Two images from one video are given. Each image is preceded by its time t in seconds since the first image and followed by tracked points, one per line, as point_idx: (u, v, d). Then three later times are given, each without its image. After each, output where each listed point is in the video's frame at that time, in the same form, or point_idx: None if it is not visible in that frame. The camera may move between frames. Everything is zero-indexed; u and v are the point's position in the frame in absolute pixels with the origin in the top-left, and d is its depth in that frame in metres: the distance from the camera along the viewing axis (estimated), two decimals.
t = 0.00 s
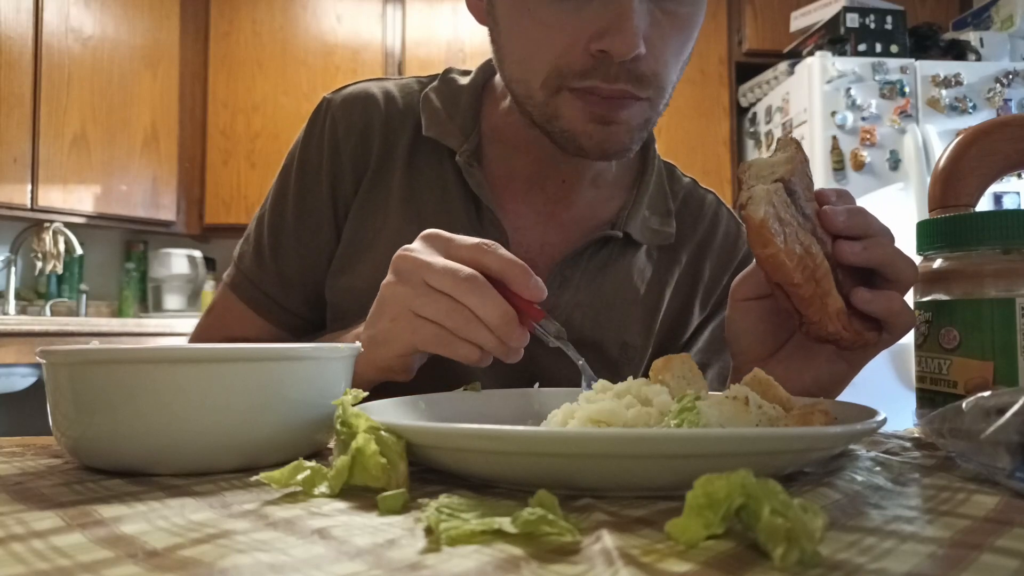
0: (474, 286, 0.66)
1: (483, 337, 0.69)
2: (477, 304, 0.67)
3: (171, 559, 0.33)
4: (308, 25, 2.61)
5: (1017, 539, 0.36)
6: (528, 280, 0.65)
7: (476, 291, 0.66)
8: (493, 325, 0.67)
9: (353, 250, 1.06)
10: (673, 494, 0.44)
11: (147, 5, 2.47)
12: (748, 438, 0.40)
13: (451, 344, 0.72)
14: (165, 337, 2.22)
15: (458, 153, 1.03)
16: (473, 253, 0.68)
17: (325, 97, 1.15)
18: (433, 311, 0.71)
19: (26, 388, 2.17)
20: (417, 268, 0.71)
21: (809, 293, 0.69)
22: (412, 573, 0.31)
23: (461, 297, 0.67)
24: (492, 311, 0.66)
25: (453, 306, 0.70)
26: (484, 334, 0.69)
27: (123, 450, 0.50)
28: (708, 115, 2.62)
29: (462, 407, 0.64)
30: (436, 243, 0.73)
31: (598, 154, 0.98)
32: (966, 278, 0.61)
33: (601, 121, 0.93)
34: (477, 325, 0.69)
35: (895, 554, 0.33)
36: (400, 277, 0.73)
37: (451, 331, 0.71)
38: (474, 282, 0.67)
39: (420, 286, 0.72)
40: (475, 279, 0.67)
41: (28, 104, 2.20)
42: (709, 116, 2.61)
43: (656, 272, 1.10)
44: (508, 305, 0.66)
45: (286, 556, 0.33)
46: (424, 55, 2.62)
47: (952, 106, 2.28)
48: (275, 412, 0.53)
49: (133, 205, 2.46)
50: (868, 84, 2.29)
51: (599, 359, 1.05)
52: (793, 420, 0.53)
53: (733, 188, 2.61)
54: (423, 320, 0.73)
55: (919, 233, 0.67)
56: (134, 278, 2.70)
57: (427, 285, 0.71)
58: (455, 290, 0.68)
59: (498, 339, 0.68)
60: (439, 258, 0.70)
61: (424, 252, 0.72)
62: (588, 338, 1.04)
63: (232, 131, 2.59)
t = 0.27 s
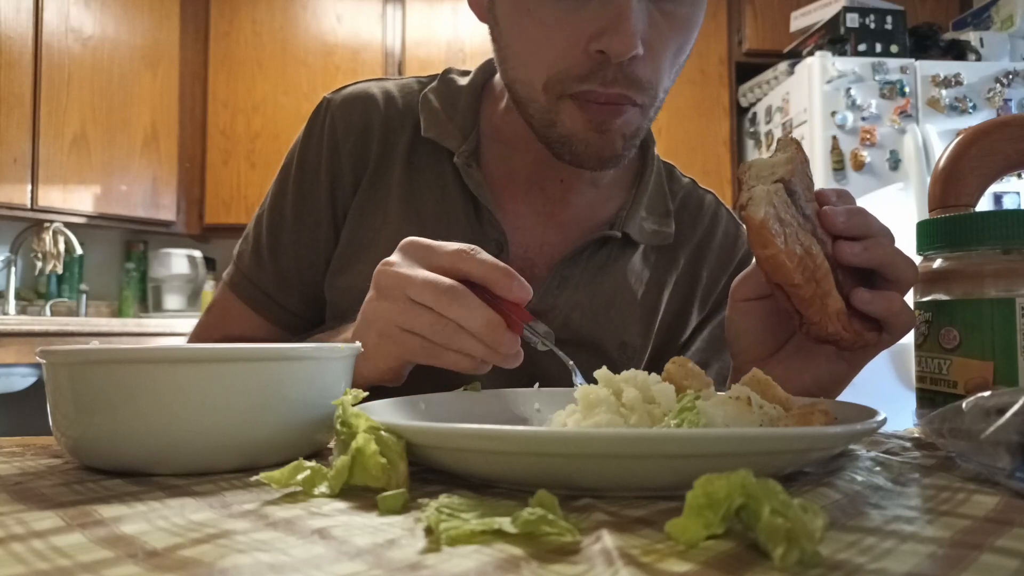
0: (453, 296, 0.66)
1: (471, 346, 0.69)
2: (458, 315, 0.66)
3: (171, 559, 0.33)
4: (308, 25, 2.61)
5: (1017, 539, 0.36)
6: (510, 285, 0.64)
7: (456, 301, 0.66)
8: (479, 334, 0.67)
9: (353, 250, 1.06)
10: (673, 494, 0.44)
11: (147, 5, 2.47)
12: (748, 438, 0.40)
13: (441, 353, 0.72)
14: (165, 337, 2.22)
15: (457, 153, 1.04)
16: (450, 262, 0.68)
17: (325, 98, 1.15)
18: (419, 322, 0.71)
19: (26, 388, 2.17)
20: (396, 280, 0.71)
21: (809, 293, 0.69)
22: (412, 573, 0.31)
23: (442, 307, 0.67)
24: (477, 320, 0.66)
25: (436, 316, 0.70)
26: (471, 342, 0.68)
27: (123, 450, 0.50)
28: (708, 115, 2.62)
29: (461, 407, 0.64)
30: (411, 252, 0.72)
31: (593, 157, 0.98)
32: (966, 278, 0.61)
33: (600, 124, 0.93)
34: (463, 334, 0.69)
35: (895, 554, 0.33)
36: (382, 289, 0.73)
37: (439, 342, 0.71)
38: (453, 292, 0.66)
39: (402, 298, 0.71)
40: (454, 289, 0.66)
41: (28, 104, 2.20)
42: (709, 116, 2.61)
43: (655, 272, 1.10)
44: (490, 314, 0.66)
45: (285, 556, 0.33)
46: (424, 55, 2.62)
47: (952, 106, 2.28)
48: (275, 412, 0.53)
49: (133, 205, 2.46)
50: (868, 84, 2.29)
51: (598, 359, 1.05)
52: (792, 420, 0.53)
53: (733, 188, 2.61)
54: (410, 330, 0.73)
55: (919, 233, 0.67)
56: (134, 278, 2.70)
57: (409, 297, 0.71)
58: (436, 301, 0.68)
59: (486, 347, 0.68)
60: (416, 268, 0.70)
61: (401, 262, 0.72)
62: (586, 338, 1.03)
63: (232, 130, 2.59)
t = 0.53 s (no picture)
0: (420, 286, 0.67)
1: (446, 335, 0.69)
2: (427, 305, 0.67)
3: (171, 559, 0.33)
4: (308, 25, 2.61)
5: (1017, 539, 0.36)
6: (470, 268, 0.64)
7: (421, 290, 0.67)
8: (451, 321, 0.67)
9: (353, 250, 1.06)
10: (673, 494, 0.44)
11: (147, 5, 2.47)
12: (747, 439, 0.40)
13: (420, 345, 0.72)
14: (165, 337, 2.22)
15: (457, 153, 1.03)
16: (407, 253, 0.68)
17: (324, 99, 1.15)
18: (391, 318, 0.71)
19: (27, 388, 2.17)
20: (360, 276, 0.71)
21: (809, 294, 0.69)
22: (412, 573, 0.31)
23: (412, 299, 0.68)
24: (446, 306, 0.66)
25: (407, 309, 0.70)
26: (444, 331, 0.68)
27: (123, 450, 0.50)
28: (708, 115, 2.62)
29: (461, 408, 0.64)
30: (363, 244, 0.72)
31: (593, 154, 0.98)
32: (966, 278, 0.61)
33: (599, 119, 0.93)
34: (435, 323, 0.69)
35: (895, 554, 0.33)
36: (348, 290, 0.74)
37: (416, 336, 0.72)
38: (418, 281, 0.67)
39: (369, 295, 0.71)
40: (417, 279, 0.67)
41: (28, 104, 2.20)
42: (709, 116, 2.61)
43: (654, 272, 1.10)
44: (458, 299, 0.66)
45: (286, 557, 0.33)
46: (424, 55, 2.62)
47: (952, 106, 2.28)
48: (275, 413, 0.53)
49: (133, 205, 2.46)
50: (868, 84, 2.29)
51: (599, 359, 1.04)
52: (793, 420, 0.53)
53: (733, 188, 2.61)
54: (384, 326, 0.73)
55: (919, 233, 0.67)
56: (134, 278, 2.70)
57: (375, 292, 0.71)
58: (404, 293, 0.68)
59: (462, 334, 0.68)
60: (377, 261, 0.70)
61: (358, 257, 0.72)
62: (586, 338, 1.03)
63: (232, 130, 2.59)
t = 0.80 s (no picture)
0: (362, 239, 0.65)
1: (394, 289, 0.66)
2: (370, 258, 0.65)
3: (171, 559, 0.33)
4: (308, 25, 2.61)
5: (1017, 539, 0.36)
6: (408, 218, 0.63)
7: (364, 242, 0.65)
8: (396, 275, 0.65)
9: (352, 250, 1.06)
10: (674, 494, 0.44)
11: (147, 5, 2.46)
12: (747, 438, 0.40)
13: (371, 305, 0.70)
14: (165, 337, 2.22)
15: (454, 155, 1.03)
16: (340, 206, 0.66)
17: (323, 99, 1.16)
18: (337, 277, 0.69)
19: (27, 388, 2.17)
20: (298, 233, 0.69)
21: (810, 295, 0.69)
22: (412, 573, 0.31)
23: (355, 253, 0.66)
24: (386, 259, 0.64)
25: (353, 265, 0.68)
26: (391, 286, 0.66)
27: (123, 450, 0.50)
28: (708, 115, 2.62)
29: (461, 408, 0.64)
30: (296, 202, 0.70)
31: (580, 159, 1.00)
32: (966, 278, 0.61)
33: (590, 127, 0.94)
34: (381, 278, 0.67)
35: (895, 554, 0.33)
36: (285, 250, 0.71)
37: (365, 293, 0.69)
38: (358, 234, 0.65)
39: (308, 252, 0.69)
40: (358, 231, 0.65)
41: (28, 104, 2.20)
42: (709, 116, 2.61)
43: (653, 273, 1.10)
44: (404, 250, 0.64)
45: (285, 556, 0.33)
46: (424, 55, 2.62)
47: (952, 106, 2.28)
48: (276, 412, 0.53)
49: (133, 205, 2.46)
50: (868, 84, 2.29)
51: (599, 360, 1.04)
52: (793, 420, 0.53)
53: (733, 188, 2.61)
54: (332, 288, 0.71)
55: (919, 233, 0.67)
56: (134, 278, 2.70)
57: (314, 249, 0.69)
58: (346, 247, 0.66)
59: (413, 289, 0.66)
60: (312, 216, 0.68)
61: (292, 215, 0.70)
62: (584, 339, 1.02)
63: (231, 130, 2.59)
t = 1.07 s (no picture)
0: (283, 127, 0.66)
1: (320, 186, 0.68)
2: (296, 149, 0.66)
3: (171, 559, 0.33)
4: (308, 25, 2.60)
5: (1017, 539, 0.36)
6: (337, 103, 0.65)
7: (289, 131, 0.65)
8: (327, 164, 0.66)
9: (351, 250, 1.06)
10: (674, 494, 0.44)
11: (147, 5, 2.46)
12: (748, 439, 0.40)
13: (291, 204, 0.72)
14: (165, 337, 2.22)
15: (447, 157, 1.02)
16: (254, 88, 0.66)
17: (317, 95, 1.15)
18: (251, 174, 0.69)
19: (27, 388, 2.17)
20: (204, 122, 0.68)
21: (812, 301, 0.69)
22: (412, 573, 0.31)
23: (276, 145, 0.66)
24: (315, 149, 0.66)
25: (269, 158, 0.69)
26: (326, 180, 0.68)
27: (124, 449, 0.50)
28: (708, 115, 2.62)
29: (461, 408, 0.64)
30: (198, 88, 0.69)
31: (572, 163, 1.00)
32: (965, 278, 0.61)
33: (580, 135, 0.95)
34: (306, 169, 0.68)
35: (895, 554, 0.33)
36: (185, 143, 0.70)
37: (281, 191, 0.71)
38: (280, 121, 0.66)
39: (218, 145, 0.69)
40: (280, 120, 0.66)
41: (28, 104, 2.21)
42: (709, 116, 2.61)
43: (648, 271, 1.09)
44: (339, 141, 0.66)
45: (286, 557, 0.33)
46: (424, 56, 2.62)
47: (952, 106, 2.28)
48: (277, 413, 0.53)
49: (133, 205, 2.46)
50: (868, 85, 2.29)
51: (592, 358, 1.05)
52: (793, 419, 0.53)
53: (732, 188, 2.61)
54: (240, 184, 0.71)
55: (918, 233, 0.67)
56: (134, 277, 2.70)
57: (227, 142, 0.68)
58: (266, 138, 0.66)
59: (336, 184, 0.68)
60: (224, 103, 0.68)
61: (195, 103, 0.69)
62: (581, 340, 1.03)
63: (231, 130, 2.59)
